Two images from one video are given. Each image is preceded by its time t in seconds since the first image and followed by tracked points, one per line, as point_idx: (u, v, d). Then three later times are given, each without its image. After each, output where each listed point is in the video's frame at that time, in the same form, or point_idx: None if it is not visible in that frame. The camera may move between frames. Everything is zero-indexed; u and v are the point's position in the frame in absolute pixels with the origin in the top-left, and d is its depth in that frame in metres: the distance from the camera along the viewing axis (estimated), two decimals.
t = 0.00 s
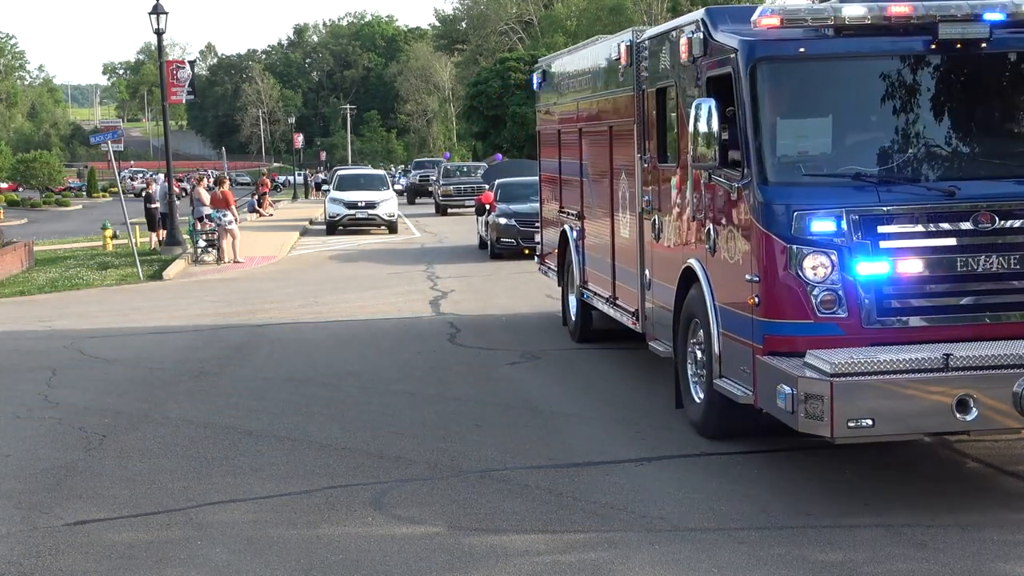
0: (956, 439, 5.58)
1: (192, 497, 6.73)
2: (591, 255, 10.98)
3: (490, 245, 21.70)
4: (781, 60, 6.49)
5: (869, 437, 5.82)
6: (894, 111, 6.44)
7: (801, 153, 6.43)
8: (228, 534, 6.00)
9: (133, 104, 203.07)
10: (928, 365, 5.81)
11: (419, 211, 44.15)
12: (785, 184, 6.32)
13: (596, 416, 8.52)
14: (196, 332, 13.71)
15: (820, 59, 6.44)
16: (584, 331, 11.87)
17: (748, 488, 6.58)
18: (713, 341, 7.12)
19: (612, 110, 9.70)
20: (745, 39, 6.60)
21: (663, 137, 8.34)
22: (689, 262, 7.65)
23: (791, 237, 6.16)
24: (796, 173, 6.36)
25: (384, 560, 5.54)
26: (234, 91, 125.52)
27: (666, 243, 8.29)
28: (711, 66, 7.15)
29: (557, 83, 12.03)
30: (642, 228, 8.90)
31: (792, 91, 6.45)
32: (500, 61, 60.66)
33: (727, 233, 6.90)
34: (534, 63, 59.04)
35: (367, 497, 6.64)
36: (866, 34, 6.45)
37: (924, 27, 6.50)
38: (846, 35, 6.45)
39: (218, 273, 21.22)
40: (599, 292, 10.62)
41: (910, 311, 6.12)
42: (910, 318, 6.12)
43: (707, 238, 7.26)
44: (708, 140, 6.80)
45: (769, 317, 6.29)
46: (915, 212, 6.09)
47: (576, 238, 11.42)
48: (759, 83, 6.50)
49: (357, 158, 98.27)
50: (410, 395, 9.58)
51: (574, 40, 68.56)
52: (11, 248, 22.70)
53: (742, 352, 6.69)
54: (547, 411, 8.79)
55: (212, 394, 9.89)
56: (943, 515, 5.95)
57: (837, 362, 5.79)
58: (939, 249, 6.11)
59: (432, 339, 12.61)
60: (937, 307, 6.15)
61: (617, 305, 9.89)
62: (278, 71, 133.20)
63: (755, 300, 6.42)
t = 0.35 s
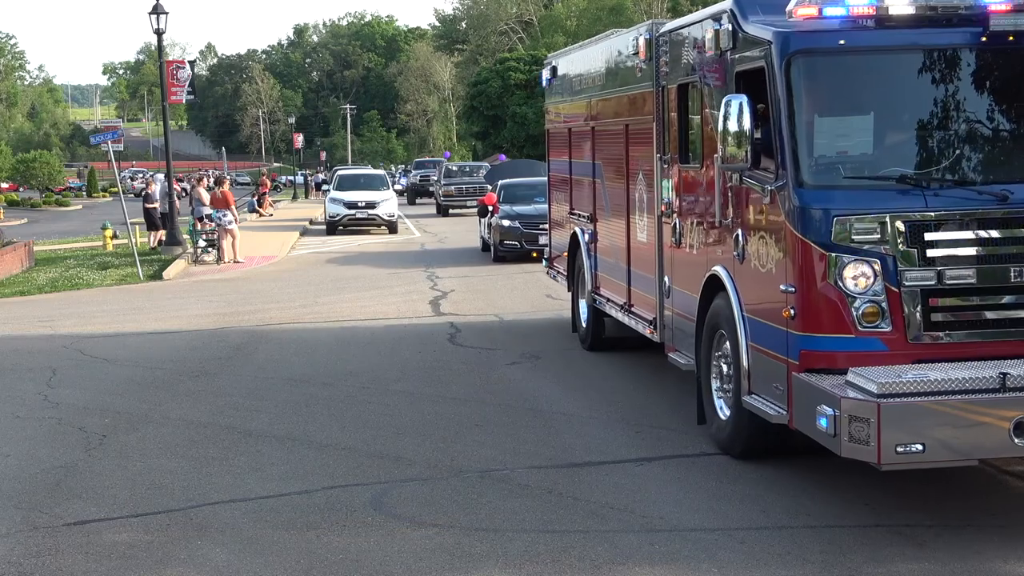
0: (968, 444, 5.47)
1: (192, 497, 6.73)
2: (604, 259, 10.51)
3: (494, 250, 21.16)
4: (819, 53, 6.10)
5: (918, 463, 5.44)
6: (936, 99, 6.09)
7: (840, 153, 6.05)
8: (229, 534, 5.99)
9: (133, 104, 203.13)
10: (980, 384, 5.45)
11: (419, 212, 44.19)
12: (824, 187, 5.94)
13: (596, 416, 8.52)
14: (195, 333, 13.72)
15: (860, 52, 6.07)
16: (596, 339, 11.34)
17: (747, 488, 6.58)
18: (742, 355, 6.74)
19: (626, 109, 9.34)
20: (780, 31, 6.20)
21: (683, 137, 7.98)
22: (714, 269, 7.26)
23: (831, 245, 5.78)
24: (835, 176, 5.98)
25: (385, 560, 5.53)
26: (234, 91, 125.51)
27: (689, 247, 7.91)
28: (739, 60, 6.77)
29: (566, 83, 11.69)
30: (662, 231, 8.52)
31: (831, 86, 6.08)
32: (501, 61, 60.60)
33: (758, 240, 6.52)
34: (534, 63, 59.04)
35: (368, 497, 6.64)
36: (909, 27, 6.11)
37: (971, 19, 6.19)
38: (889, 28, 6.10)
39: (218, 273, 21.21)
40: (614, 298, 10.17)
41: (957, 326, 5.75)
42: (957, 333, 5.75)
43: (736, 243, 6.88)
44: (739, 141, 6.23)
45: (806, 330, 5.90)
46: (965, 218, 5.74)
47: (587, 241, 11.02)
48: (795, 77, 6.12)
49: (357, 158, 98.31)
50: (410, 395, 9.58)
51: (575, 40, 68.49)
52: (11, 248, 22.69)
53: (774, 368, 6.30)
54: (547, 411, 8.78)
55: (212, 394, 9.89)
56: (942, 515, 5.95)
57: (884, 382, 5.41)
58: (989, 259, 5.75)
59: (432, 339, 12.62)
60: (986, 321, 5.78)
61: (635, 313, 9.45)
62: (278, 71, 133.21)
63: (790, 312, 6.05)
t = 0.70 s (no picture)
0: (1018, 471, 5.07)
1: (192, 497, 6.73)
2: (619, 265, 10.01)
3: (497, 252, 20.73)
4: (862, 47, 5.59)
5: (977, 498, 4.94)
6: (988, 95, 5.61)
7: (885, 155, 5.55)
8: (228, 534, 5.99)
9: (132, 104, 203.16)
10: None
11: (420, 212, 44.36)
12: (869, 193, 5.44)
13: (597, 416, 8.52)
14: (195, 333, 13.72)
15: (907, 46, 5.57)
16: (609, 348, 10.79)
17: (748, 488, 6.58)
18: (774, 372, 6.23)
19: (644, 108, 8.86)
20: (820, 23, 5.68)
21: (706, 135, 7.48)
22: (743, 280, 6.74)
23: (879, 255, 5.26)
24: (881, 180, 5.48)
25: (384, 561, 5.53)
26: (234, 91, 125.55)
27: (712, 254, 7.40)
28: (773, 52, 6.26)
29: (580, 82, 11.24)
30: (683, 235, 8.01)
31: (875, 81, 5.57)
32: (500, 60, 60.60)
33: (793, 249, 6.01)
34: (534, 63, 59.04)
35: (368, 497, 6.64)
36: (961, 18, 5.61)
37: None
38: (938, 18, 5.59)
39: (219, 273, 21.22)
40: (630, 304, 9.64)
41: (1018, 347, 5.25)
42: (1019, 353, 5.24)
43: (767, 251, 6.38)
44: (775, 141, 5.90)
45: (848, 349, 5.40)
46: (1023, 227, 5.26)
47: (599, 245, 10.57)
48: (836, 73, 5.61)
49: (357, 158, 98.44)
50: (410, 395, 9.58)
51: (575, 40, 68.52)
52: (11, 248, 22.69)
53: (813, 388, 5.79)
54: (547, 411, 8.78)
55: (212, 394, 9.89)
56: (943, 515, 5.96)
57: (941, 408, 4.91)
58: None
59: (432, 339, 12.63)
60: None
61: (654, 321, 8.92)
62: (278, 71, 133.31)
63: (830, 329, 5.53)
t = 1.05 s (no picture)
0: None
1: (192, 497, 6.74)
2: (636, 271, 9.54)
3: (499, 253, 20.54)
4: (915, 38, 5.09)
5: None
6: None
7: (940, 156, 5.05)
8: (229, 534, 5.99)
9: (132, 104, 203.15)
10: None
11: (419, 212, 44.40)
12: (924, 197, 4.94)
13: (596, 417, 8.53)
14: (195, 332, 13.72)
15: (963, 35, 5.06)
16: (624, 358, 10.27)
17: (747, 488, 6.59)
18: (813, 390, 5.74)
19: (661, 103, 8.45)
20: (868, 12, 5.19)
21: (735, 132, 7.04)
22: (779, 289, 6.24)
23: (934, 265, 4.75)
24: (937, 183, 4.97)
25: (385, 560, 5.53)
26: (234, 91, 125.55)
27: (742, 260, 6.91)
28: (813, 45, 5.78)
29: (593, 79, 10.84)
30: (708, 240, 7.55)
31: (930, 75, 5.07)
32: (500, 60, 60.60)
33: (837, 257, 5.51)
34: (534, 63, 58.98)
35: (369, 497, 6.64)
36: None
37: None
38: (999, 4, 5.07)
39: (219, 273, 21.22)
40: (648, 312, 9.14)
41: None
42: None
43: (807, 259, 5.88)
44: (817, 140, 5.31)
45: (899, 367, 4.89)
46: None
47: (615, 250, 10.11)
48: (887, 66, 5.11)
49: (357, 158, 98.51)
50: (410, 395, 9.58)
51: (575, 40, 68.48)
52: (11, 248, 22.68)
53: (859, 409, 5.29)
54: (547, 411, 8.78)
55: (213, 394, 9.89)
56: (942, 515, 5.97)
57: (1011, 436, 4.44)
58: None
59: (433, 339, 12.63)
60: None
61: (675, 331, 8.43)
62: (278, 71, 133.35)
63: (881, 345, 5.03)
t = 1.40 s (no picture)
0: None
1: (192, 497, 6.74)
2: (653, 278, 9.09)
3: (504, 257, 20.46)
4: (982, 26, 4.56)
5: None
6: None
7: (1010, 157, 4.53)
8: (229, 535, 5.99)
9: (131, 104, 203.22)
10: None
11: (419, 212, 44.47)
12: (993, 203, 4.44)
13: (597, 417, 8.51)
14: (195, 332, 13.73)
15: None
16: (640, 369, 9.79)
17: (747, 488, 6.59)
18: (860, 412, 5.22)
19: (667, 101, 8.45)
20: None
21: (767, 131, 6.55)
22: (819, 301, 5.72)
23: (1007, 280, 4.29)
24: (1007, 188, 4.47)
25: (385, 560, 5.53)
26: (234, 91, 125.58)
27: (774, 268, 6.43)
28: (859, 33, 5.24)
29: (591, 83, 11.10)
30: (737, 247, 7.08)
31: (995, 66, 4.54)
32: (500, 60, 60.64)
33: (887, 266, 4.99)
34: (534, 63, 58.97)
35: (369, 497, 6.64)
36: None
37: None
38: None
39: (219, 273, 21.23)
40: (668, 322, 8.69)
41: None
42: None
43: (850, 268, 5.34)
44: (871, 139, 4.69)
45: (965, 391, 4.43)
46: None
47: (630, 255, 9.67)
48: (951, 58, 4.58)
49: (356, 158, 98.59)
50: (410, 395, 9.58)
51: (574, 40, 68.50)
52: (11, 248, 22.68)
53: (913, 436, 4.80)
54: (546, 412, 8.78)
55: (213, 394, 9.89)
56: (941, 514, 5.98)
57: None
58: None
59: (433, 339, 12.64)
60: None
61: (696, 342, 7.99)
62: (278, 71, 133.38)
63: (941, 366, 4.55)
